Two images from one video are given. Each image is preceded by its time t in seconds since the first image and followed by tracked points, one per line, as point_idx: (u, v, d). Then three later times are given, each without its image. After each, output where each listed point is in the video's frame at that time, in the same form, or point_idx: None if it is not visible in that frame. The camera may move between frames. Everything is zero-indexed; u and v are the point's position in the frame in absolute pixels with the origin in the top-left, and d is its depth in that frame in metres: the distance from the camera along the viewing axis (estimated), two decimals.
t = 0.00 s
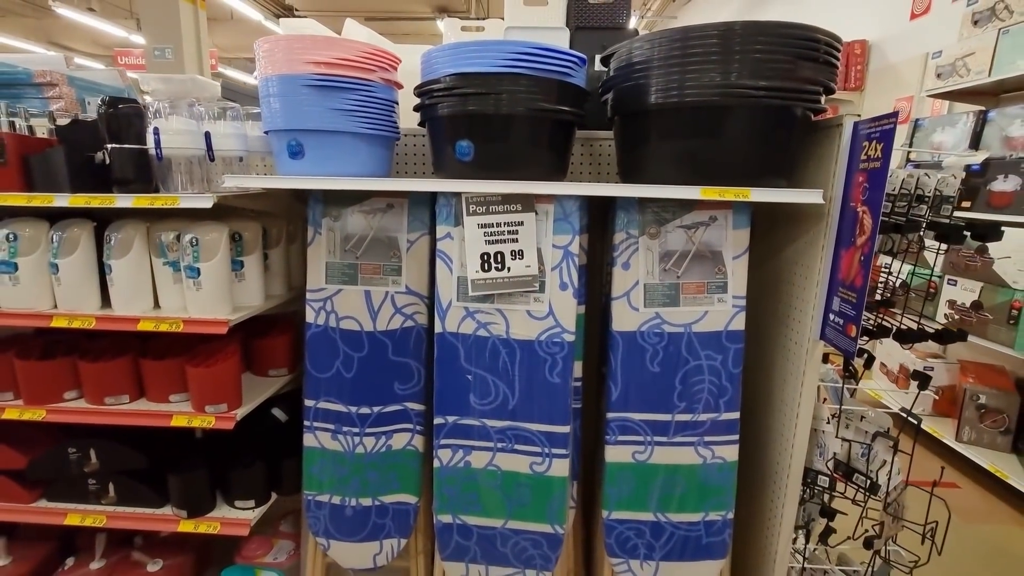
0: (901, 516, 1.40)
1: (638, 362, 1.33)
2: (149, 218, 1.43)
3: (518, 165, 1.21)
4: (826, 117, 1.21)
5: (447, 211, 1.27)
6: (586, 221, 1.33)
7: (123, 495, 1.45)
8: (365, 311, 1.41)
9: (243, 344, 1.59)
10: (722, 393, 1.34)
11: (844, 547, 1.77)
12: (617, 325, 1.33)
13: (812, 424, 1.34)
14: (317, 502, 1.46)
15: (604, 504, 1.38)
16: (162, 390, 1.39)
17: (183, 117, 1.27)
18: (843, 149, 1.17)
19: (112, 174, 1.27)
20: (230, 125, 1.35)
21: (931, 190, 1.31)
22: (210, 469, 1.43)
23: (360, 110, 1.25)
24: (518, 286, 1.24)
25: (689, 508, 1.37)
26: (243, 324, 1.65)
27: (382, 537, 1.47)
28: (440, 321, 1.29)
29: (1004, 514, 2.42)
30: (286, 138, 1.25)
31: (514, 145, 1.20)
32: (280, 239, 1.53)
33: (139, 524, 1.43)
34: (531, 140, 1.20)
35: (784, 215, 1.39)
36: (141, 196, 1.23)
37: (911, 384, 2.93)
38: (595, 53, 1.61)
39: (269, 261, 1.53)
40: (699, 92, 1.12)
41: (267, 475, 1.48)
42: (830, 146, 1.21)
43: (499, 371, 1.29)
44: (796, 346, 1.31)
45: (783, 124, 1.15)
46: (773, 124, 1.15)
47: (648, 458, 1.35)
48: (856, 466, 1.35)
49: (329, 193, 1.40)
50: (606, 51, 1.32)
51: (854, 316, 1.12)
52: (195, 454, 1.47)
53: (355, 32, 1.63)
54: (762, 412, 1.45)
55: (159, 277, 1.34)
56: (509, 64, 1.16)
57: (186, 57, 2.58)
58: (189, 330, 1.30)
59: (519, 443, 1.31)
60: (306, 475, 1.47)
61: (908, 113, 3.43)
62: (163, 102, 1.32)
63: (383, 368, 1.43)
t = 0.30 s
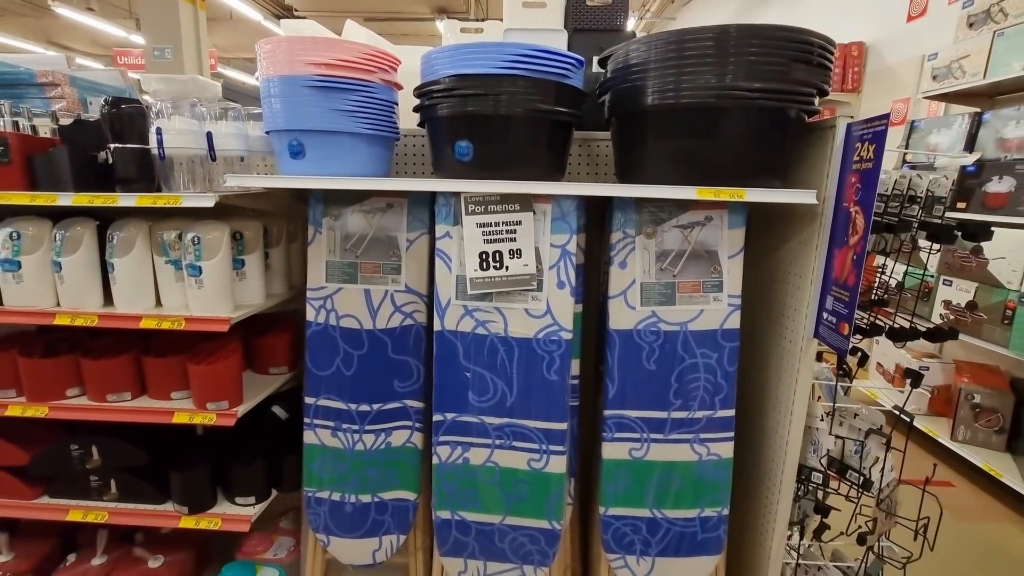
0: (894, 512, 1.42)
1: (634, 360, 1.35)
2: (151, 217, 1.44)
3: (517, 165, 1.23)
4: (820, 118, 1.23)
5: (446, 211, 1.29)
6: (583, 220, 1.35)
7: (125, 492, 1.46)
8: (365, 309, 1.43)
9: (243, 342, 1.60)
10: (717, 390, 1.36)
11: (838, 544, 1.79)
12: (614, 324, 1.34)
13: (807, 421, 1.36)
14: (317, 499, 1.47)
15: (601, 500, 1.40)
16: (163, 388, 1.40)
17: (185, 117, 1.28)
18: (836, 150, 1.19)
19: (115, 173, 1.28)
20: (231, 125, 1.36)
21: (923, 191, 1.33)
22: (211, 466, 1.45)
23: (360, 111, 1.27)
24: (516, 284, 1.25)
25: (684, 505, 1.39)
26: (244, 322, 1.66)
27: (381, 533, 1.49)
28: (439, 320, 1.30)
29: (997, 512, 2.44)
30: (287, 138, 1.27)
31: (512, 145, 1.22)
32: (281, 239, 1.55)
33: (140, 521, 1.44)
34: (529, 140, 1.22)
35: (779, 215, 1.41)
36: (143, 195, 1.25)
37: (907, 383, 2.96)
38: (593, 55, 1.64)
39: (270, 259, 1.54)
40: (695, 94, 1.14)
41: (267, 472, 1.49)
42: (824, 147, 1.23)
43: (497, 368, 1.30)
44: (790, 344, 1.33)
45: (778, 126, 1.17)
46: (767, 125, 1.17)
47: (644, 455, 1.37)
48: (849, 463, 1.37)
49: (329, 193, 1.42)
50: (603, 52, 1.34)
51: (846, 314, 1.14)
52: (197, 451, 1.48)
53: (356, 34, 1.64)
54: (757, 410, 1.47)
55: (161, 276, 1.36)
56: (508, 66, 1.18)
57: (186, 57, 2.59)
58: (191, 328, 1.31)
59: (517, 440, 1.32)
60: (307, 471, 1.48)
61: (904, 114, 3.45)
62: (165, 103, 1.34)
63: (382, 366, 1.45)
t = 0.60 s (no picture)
0: (889, 512, 1.43)
1: (630, 360, 1.35)
2: (149, 217, 1.45)
3: (513, 166, 1.24)
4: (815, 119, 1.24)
5: (443, 211, 1.29)
6: (579, 221, 1.35)
7: (121, 492, 1.46)
8: (362, 309, 1.43)
9: (240, 342, 1.60)
10: (713, 390, 1.36)
11: (833, 544, 1.80)
12: (610, 324, 1.35)
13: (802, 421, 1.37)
14: (314, 499, 1.48)
15: (597, 500, 1.40)
16: (160, 388, 1.40)
17: (182, 117, 1.28)
18: (830, 150, 1.20)
19: (112, 173, 1.28)
20: (229, 125, 1.36)
21: (917, 192, 1.33)
22: (208, 466, 1.45)
23: (357, 111, 1.27)
24: (513, 285, 1.26)
25: (680, 504, 1.39)
26: (241, 322, 1.66)
27: (378, 533, 1.49)
28: (436, 319, 1.31)
29: (992, 514, 2.45)
30: (284, 138, 1.27)
31: (508, 146, 1.22)
32: (278, 239, 1.55)
33: (136, 521, 1.44)
34: (526, 141, 1.23)
35: (774, 216, 1.42)
36: (140, 195, 1.24)
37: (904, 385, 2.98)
38: (590, 57, 1.65)
39: (267, 260, 1.54)
40: (690, 95, 1.15)
41: (264, 472, 1.49)
42: (818, 148, 1.24)
43: (494, 368, 1.31)
44: (786, 345, 1.33)
45: (772, 126, 1.18)
46: (762, 126, 1.17)
47: (640, 454, 1.37)
48: (844, 462, 1.38)
49: (326, 193, 1.42)
50: (599, 54, 1.35)
51: (840, 314, 1.15)
52: (193, 451, 1.48)
53: (353, 35, 1.65)
54: (753, 410, 1.47)
55: (158, 276, 1.36)
56: (505, 66, 1.19)
57: (184, 58, 2.60)
58: (188, 327, 1.31)
59: (513, 439, 1.33)
60: (303, 471, 1.48)
61: (901, 117, 3.47)
62: (163, 102, 1.34)
63: (379, 366, 1.45)
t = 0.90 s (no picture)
0: (892, 542, 1.40)
1: (628, 387, 1.34)
2: (143, 242, 1.44)
3: (509, 192, 1.24)
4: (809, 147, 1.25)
5: (439, 236, 1.29)
6: (576, 246, 1.35)
7: (108, 521, 1.43)
8: (357, 334, 1.42)
9: (234, 367, 1.59)
10: (712, 417, 1.35)
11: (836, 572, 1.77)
12: (607, 349, 1.34)
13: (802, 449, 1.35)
14: (306, 528, 1.44)
15: (595, 530, 1.38)
16: (150, 414, 1.38)
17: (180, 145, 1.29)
18: (825, 178, 1.20)
19: (106, 199, 1.28)
20: (225, 150, 1.36)
21: (914, 218, 1.32)
22: (198, 494, 1.42)
23: (354, 138, 1.28)
24: (509, 311, 1.25)
25: (680, 534, 1.36)
26: (234, 346, 1.65)
27: (371, 563, 1.46)
28: (431, 346, 1.29)
29: (997, 538, 2.41)
30: (280, 164, 1.27)
31: (505, 173, 1.23)
32: (273, 263, 1.55)
33: (123, 551, 1.40)
34: (522, 168, 1.23)
35: (771, 241, 1.42)
36: (134, 221, 1.25)
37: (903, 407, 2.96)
38: (586, 83, 1.66)
39: (262, 284, 1.54)
40: (685, 123, 1.16)
41: (255, 500, 1.46)
42: (814, 175, 1.24)
43: (489, 395, 1.29)
44: (785, 371, 1.32)
45: (767, 154, 1.19)
46: (757, 154, 1.18)
47: (639, 483, 1.35)
48: (846, 491, 1.36)
49: (322, 218, 1.42)
50: (595, 81, 1.36)
51: (839, 342, 1.14)
52: (183, 479, 1.45)
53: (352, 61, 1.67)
54: (752, 436, 1.45)
55: (151, 301, 1.35)
56: (501, 95, 1.19)
57: (184, 81, 2.62)
58: (180, 354, 1.30)
59: (509, 468, 1.30)
60: (296, 500, 1.45)
61: (895, 138, 3.50)
62: (160, 129, 1.34)
63: (374, 392, 1.43)
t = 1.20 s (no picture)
0: None
1: (627, 435, 1.30)
2: (134, 285, 1.42)
3: (505, 237, 1.23)
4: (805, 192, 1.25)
5: (434, 281, 1.27)
6: (573, 290, 1.34)
7: None
8: (350, 379, 1.39)
9: (223, 411, 1.55)
10: (714, 466, 1.31)
11: None
12: (606, 396, 1.30)
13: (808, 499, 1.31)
14: None
15: None
16: (134, 463, 1.33)
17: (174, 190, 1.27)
18: (823, 223, 1.19)
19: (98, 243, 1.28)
20: (219, 194, 1.36)
21: (914, 263, 1.31)
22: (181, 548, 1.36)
23: (349, 183, 1.27)
24: (505, 358, 1.22)
25: None
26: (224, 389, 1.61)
27: None
28: (425, 393, 1.26)
29: None
30: (275, 209, 1.26)
31: (501, 218, 1.22)
32: (266, 304, 1.53)
33: None
34: (518, 213, 1.23)
35: (769, 283, 1.40)
36: (125, 266, 1.24)
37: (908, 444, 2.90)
38: (582, 125, 1.68)
39: (254, 326, 1.51)
40: (681, 170, 1.16)
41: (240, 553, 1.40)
42: (810, 220, 1.24)
43: (485, 444, 1.25)
44: (788, 418, 1.29)
45: (764, 200, 1.18)
46: (754, 200, 1.18)
47: (640, 536, 1.30)
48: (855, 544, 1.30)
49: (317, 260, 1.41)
50: (591, 126, 1.37)
51: (843, 391, 1.11)
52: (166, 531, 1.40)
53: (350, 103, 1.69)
54: (756, 485, 1.41)
55: (139, 346, 1.32)
56: (496, 142, 1.20)
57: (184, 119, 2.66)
58: (166, 401, 1.26)
59: (505, 521, 1.25)
60: (283, 553, 1.39)
61: (889, 172, 3.54)
62: (155, 172, 1.35)
63: (366, 439, 1.39)
